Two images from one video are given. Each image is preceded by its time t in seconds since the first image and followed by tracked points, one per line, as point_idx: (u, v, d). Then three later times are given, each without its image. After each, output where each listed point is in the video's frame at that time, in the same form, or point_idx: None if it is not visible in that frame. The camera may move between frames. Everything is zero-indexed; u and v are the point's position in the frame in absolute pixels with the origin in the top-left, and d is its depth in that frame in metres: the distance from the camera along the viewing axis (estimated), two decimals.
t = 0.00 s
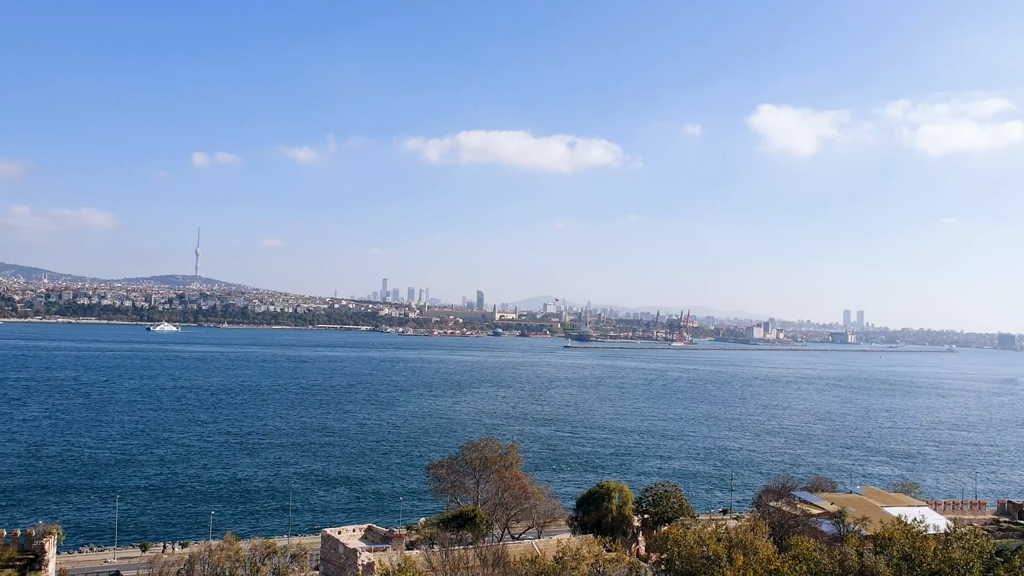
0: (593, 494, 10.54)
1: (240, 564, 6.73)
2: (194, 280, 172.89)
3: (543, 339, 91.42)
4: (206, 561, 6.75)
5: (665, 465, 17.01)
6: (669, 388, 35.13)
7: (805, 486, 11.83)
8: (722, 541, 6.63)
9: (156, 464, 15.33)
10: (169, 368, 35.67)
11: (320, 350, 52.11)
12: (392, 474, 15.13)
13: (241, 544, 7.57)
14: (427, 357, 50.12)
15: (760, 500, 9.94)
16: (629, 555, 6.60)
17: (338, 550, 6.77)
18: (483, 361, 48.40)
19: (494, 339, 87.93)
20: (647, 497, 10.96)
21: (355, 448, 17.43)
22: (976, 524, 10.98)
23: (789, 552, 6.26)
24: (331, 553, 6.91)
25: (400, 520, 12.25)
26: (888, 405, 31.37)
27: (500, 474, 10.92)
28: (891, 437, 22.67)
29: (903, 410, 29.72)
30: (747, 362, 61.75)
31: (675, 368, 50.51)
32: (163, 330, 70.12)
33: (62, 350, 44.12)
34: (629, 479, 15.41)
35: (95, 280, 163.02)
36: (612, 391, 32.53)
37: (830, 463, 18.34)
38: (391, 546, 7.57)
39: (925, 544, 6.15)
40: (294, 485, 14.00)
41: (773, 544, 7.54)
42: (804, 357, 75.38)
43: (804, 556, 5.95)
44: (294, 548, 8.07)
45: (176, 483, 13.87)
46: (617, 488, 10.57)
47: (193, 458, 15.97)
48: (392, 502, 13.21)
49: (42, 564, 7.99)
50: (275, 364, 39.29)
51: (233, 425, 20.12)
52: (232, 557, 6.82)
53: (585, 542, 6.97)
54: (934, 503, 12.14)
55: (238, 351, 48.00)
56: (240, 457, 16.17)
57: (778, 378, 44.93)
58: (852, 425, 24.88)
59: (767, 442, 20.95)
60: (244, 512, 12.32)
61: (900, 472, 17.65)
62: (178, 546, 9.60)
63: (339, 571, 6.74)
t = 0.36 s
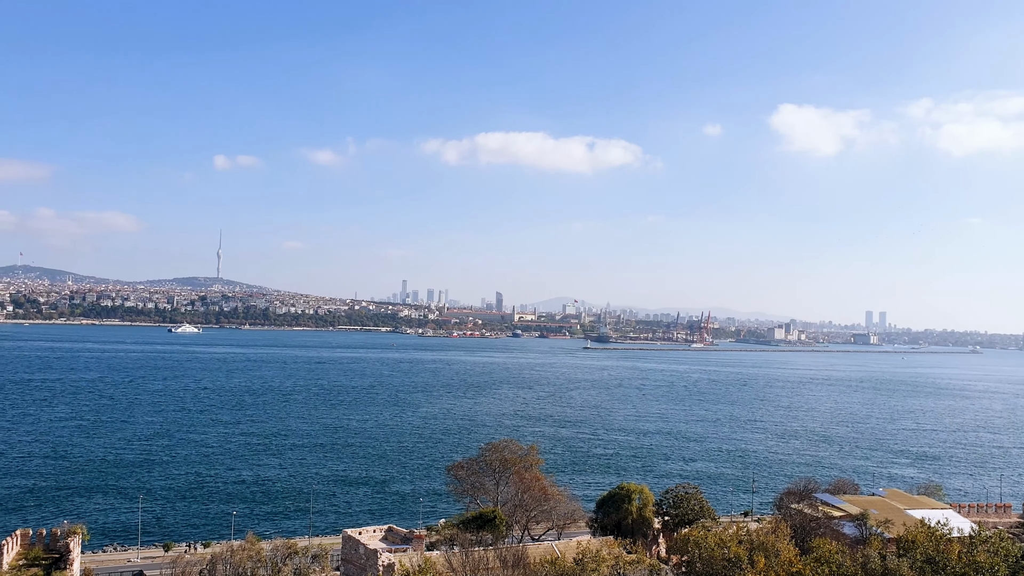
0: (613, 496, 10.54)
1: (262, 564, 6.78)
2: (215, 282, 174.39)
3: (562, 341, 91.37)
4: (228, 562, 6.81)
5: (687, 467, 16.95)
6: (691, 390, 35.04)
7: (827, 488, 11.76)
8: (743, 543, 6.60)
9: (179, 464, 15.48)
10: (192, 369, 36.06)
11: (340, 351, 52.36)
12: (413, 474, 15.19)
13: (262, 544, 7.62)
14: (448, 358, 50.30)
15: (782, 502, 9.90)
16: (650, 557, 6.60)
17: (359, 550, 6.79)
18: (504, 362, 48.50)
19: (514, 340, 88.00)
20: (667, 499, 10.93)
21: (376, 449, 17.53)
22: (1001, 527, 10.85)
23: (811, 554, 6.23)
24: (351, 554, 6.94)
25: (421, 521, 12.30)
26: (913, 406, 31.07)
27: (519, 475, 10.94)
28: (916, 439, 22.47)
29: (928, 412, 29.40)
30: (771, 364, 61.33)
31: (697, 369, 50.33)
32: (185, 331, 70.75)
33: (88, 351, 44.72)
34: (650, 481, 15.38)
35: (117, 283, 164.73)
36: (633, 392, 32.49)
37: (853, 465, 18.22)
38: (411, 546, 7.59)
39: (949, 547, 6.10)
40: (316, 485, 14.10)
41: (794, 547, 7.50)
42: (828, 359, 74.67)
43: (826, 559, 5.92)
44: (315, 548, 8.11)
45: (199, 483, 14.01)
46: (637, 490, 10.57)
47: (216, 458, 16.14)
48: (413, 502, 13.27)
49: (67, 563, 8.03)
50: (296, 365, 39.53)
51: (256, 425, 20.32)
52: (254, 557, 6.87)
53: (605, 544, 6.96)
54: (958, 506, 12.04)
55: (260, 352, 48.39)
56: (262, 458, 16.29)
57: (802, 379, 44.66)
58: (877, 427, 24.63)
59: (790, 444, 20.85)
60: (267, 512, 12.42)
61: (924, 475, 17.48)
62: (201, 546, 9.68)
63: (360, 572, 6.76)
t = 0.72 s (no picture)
0: (636, 498, 10.52)
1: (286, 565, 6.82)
2: (240, 282, 175.73)
3: (586, 342, 91.17)
4: (253, 561, 6.87)
5: (713, 469, 16.88)
6: (718, 391, 34.87)
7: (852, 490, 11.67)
8: (769, 546, 6.58)
9: (206, 463, 15.64)
10: (219, 368, 36.46)
11: (363, 351, 52.56)
12: (438, 475, 15.22)
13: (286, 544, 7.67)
14: (473, 359, 50.46)
15: (807, 504, 9.87)
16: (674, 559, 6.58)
17: (383, 550, 6.82)
18: (529, 363, 48.56)
19: (537, 341, 88.01)
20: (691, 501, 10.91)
21: (401, 449, 17.58)
22: None
23: (837, 557, 6.19)
24: (375, 555, 6.97)
25: (445, 521, 12.36)
26: (942, 409, 30.72)
27: (543, 476, 10.95)
28: (945, 442, 22.21)
29: (958, 414, 29.04)
30: (799, 365, 60.87)
31: (726, 370, 50.13)
32: (211, 331, 71.25)
33: (117, 351, 45.36)
34: (675, 482, 15.37)
35: (144, 284, 166.44)
36: (658, 393, 32.42)
37: (880, 468, 18.08)
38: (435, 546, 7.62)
39: (978, 551, 6.03)
40: (341, 485, 14.20)
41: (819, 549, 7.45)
42: (856, 360, 73.84)
43: (852, 563, 5.89)
44: (338, 547, 8.16)
45: (224, 482, 14.16)
46: (662, 492, 10.57)
47: (242, 457, 16.28)
48: (438, 502, 13.34)
49: (95, 560, 8.13)
50: (321, 366, 39.79)
51: (283, 425, 20.50)
52: (278, 556, 6.97)
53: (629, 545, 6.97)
54: (987, 509, 11.87)
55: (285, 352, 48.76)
56: (288, 457, 16.42)
57: (831, 381, 44.34)
58: (906, 429, 24.32)
59: (816, 445, 20.70)
60: (293, 511, 12.53)
61: (953, 478, 17.25)
62: (227, 544, 9.77)
63: (384, 571, 6.78)
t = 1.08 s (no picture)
0: (666, 501, 10.47)
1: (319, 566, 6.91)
2: (274, 283, 177.82)
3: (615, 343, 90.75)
4: (286, 561, 6.97)
5: (748, 473, 16.74)
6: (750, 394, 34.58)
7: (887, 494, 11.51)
8: (802, 549, 6.55)
9: (240, 462, 15.84)
10: (254, 369, 36.98)
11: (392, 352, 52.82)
12: (471, 477, 15.22)
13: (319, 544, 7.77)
14: (503, 361, 50.58)
15: (841, 508, 9.79)
16: (706, 562, 6.57)
17: (414, 551, 6.88)
18: (559, 365, 48.61)
19: (566, 343, 87.81)
20: (723, 504, 10.85)
21: (431, 450, 17.66)
22: None
23: (871, 562, 6.13)
24: (407, 556, 7.04)
25: (476, 522, 12.39)
26: (981, 413, 30.15)
27: (574, 478, 10.95)
28: (984, 446, 21.80)
29: (998, 418, 28.47)
30: (835, 368, 60.12)
31: (759, 373, 49.73)
32: (244, 332, 72.32)
33: (156, 351, 46.38)
34: (708, 485, 15.29)
35: (179, 285, 169.24)
36: (688, 396, 32.26)
37: (916, 472, 17.82)
38: (467, 547, 7.67)
39: (1017, 558, 5.95)
40: (372, 485, 14.29)
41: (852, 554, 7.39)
42: (893, 364, 72.68)
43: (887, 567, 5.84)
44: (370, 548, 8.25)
45: (257, 481, 14.33)
46: (693, 496, 10.51)
47: (274, 457, 16.46)
48: (468, 503, 13.38)
49: (130, 558, 8.28)
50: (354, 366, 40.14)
51: (314, 425, 20.70)
52: (310, 555, 7.09)
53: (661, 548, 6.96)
54: None
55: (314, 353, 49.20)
56: (320, 457, 16.56)
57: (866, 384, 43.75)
58: (947, 433, 23.84)
59: (850, 449, 20.46)
60: (324, 510, 12.64)
61: (993, 484, 16.91)
62: (259, 543, 9.87)
63: (416, 572, 6.84)
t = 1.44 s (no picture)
0: (678, 502, 10.44)
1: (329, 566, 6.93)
2: (286, 284, 177.89)
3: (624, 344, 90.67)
4: (296, 561, 7.00)
5: (760, 473, 16.70)
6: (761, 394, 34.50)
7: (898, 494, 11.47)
8: (812, 550, 6.53)
9: (252, 463, 15.91)
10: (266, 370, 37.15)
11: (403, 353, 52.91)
12: (482, 477, 15.24)
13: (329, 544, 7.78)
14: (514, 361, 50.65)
15: (852, 508, 9.77)
16: (716, 562, 6.56)
17: (424, 551, 6.89)
18: (569, 365, 48.69)
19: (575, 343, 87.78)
20: (734, 504, 10.81)
21: (442, 451, 17.71)
22: None
23: (882, 563, 6.11)
24: (417, 556, 7.05)
25: (486, 523, 12.41)
26: (995, 413, 29.96)
27: (584, 479, 10.94)
28: (998, 447, 21.69)
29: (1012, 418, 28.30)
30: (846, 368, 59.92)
31: (770, 373, 49.62)
32: (254, 333, 72.60)
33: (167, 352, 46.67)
34: (719, 486, 15.28)
35: (192, 287, 169.85)
36: (698, 396, 32.23)
37: (929, 472, 17.75)
38: (477, 547, 7.68)
39: None
40: (382, 486, 14.32)
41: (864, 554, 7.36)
42: (906, 364, 72.37)
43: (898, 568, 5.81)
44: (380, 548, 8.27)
45: (268, 482, 14.41)
46: (703, 496, 10.49)
47: (286, 458, 16.54)
48: (478, 504, 13.41)
49: (142, 558, 8.31)
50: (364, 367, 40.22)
51: (326, 426, 20.78)
52: (321, 555, 7.12)
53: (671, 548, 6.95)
54: None
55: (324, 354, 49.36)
56: (332, 458, 16.62)
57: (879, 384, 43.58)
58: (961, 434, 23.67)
59: (862, 449, 20.39)
60: (336, 510, 12.69)
61: (1007, 484, 16.82)
62: (270, 543, 9.92)
63: (425, 572, 6.86)
